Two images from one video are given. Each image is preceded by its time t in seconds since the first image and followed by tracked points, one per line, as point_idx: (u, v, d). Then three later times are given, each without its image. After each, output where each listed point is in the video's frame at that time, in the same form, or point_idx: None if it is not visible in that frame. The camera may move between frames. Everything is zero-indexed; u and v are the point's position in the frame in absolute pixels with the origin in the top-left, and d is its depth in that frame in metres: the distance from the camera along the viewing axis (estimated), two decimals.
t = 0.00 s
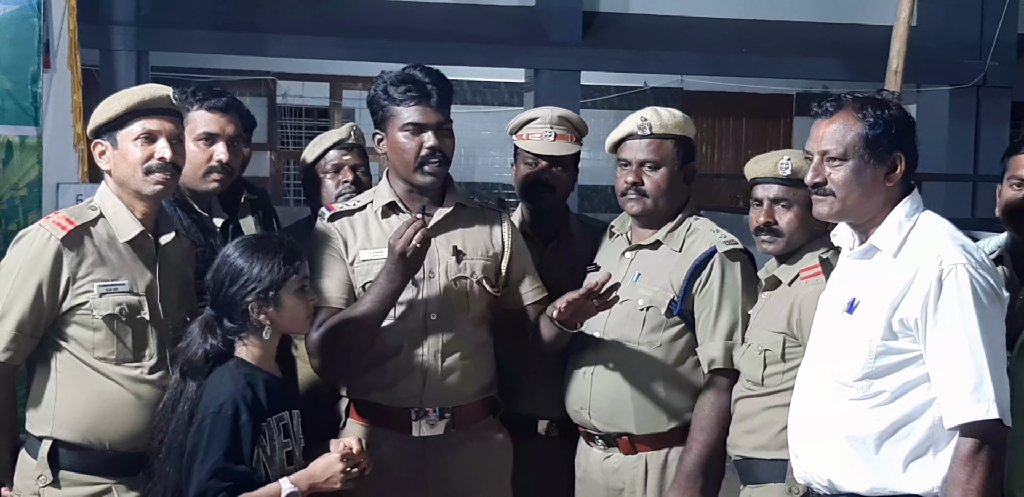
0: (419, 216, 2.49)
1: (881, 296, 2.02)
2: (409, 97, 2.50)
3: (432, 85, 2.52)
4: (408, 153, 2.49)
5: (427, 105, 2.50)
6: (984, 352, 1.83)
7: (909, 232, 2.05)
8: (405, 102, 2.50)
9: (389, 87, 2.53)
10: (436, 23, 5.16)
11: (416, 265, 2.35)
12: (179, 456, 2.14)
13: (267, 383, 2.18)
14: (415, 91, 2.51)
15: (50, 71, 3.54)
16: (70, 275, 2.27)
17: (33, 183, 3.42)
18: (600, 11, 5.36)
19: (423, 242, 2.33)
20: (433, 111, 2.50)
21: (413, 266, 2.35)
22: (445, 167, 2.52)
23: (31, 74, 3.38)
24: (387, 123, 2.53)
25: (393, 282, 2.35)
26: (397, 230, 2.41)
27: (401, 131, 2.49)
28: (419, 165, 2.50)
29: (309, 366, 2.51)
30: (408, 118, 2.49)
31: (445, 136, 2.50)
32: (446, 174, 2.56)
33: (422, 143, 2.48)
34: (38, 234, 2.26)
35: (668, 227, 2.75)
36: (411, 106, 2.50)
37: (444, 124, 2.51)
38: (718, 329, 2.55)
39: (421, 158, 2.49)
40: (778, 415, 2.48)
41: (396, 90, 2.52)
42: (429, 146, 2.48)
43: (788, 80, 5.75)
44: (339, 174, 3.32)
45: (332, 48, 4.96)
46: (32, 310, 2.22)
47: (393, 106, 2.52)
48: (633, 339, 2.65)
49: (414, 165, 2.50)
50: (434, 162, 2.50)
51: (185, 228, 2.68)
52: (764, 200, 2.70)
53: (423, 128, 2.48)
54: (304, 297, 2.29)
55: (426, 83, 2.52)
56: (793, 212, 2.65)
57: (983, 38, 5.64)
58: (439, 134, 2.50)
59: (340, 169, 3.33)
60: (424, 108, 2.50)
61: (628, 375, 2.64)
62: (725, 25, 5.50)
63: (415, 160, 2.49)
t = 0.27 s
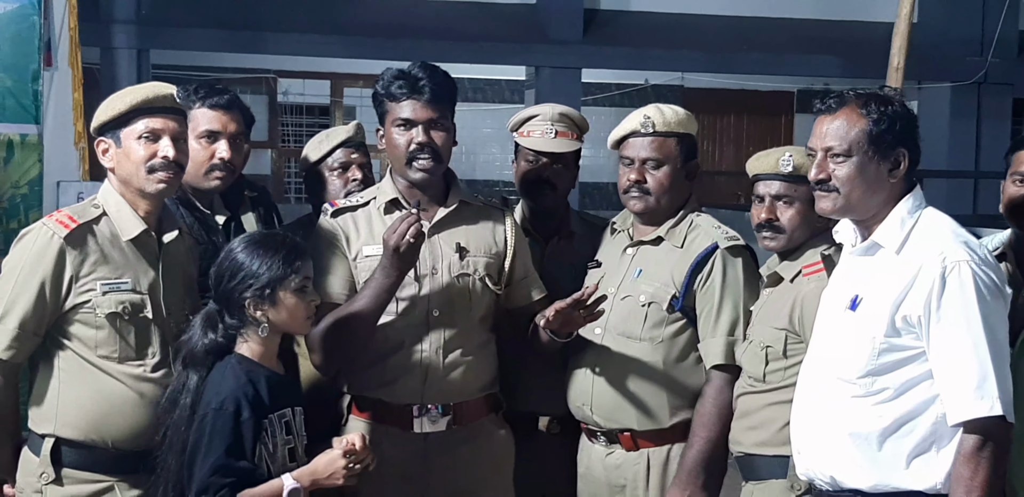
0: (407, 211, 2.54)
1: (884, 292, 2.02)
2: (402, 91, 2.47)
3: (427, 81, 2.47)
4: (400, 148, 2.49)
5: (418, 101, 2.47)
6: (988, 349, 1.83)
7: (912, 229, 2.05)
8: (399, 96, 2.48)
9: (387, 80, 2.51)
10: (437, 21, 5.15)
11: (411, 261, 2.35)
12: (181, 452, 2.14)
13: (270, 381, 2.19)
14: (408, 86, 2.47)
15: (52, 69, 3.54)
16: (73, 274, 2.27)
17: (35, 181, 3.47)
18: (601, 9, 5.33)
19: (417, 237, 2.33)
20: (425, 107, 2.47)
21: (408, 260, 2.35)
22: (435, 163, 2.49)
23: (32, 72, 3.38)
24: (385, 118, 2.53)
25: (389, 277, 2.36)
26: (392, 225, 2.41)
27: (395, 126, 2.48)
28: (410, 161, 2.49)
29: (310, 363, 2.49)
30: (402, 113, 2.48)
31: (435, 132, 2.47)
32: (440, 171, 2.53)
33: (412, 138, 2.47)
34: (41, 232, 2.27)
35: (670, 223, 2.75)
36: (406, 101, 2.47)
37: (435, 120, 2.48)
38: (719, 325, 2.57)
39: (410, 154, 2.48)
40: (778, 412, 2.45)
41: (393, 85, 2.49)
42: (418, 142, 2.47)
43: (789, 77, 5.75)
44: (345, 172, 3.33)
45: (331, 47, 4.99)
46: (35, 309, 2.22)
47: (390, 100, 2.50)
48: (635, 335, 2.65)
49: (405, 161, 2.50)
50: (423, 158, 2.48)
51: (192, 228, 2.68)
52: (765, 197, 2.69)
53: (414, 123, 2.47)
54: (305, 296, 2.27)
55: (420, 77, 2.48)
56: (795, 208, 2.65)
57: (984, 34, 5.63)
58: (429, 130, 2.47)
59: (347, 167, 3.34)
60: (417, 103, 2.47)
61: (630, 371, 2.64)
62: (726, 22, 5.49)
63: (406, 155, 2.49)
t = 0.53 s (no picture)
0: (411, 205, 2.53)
1: (889, 286, 2.02)
2: (405, 85, 2.47)
3: (430, 75, 2.46)
4: (402, 141, 2.48)
5: (422, 94, 2.46)
6: (992, 343, 1.82)
7: (917, 223, 2.05)
8: (402, 90, 2.48)
9: (391, 72, 2.50)
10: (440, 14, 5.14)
11: (414, 255, 2.36)
12: (185, 444, 2.14)
13: (273, 374, 2.19)
14: (412, 79, 2.46)
15: (56, 63, 3.56)
16: (76, 267, 2.27)
17: (37, 174, 3.45)
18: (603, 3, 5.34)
19: (420, 232, 2.35)
20: (428, 101, 2.46)
21: (411, 254, 2.36)
22: (436, 157, 2.49)
23: (34, 67, 3.37)
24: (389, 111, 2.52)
25: (392, 272, 2.36)
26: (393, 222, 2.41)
27: (398, 119, 2.48)
28: (411, 155, 2.48)
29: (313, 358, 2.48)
30: (405, 106, 2.47)
31: (437, 127, 2.47)
32: (443, 165, 2.53)
33: (414, 132, 2.46)
34: (44, 226, 2.27)
35: (672, 218, 2.75)
36: (409, 94, 2.47)
37: (438, 114, 2.47)
38: (722, 319, 2.56)
39: (412, 147, 2.47)
40: (783, 405, 2.46)
41: (396, 77, 2.49)
42: (420, 136, 2.46)
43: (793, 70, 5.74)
44: (349, 165, 3.33)
45: (333, 41, 4.95)
46: (38, 303, 2.22)
47: (394, 93, 2.49)
48: (637, 328, 2.65)
49: (406, 154, 2.49)
50: (426, 151, 2.47)
51: (194, 220, 2.67)
52: (769, 190, 2.69)
53: (416, 117, 2.46)
54: (306, 289, 2.26)
55: (424, 70, 2.47)
56: (799, 202, 2.64)
57: (988, 28, 5.63)
58: (431, 124, 2.46)
59: (350, 160, 3.34)
60: (420, 96, 2.46)
61: (632, 364, 2.64)
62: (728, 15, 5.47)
63: (408, 149, 2.48)
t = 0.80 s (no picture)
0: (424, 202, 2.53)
1: (900, 281, 2.01)
2: (419, 83, 2.46)
3: (443, 72, 2.46)
4: (415, 139, 2.48)
5: (435, 91, 2.46)
6: (1003, 338, 1.81)
7: (928, 218, 2.04)
8: (415, 87, 2.47)
9: (404, 70, 2.50)
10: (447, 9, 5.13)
11: (426, 253, 2.36)
12: (196, 440, 2.15)
13: (281, 369, 2.19)
14: (425, 77, 2.46)
15: (65, 60, 3.56)
16: (85, 264, 2.28)
17: (47, 171, 3.43)
18: None
19: (433, 230, 2.34)
20: (441, 98, 2.46)
21: (423, 252, 2.35)
22: (448, 154, 2.48)
23: (43, 64, 3.37)
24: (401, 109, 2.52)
25: (404, 268, 2.35)
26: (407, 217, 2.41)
27: (411, 117, 2.48)
28: (424, 153, 2.48)
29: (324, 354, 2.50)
30: (419, 104, 2.47)
31: (452, 125, 2.47)
32: (455, 162, 2.53)
33: (428, 130, 2.47)
34: (53, 223, 2.27)
35: (678, 214, 2.74)
36: (422, 91, 2.47)
37: (451, 112, 2.47)
38: (731, 315, 2.55)
39: (424, 145, 2.47)
40: (795, 401, 2.45)
41: (409, 74, 2.49)
42: (433, 134, 2.46)
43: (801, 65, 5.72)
44: (356, 161, 3.33)
45: (341, 37, 4.98)
46: (47, 300, 2.23)
47: (406, 90, 2.49)
48: (645, 324, 2.64)
49: (419, 152, 2.49)
50: (439, 150, 2.47)
51: (205, 218, 2.67)
52: (780, 185, 2.68)
53: (429, 115, 2.46)
54: (312, 284, 2.26)
55: (437, 68, 2.47)
56: (810, 197, 2.63)
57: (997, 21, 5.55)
58: (445, 122, 2.46)
59: (358, 156, 3.33)
60: (433, 94, 2.46)
61: (640, 361, 2.63)
62: (737, 10, 5.45)
63: (421, 147, 2.48)
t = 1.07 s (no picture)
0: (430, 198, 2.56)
1: (896, 277, 2.03)
2: (421, 85, 2.48)
3: (446, 75, 2.48)
4: (420, 141, 2.51)
5: (439, 94, 2.48)
6: (998, 334, 1.84)
7: (924, 215, 2.07)
8: (418, 89, 2.49)
9: (406, 73, 2.52)
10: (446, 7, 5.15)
11: (436, 244, 2.40)
12: (199, 436, 2.19)
13: (283, 364, 2.21)
14: (428, 80, 2.48)
15: (68, 59, 3.57)
16: (88, 262, 2.30)
17: (49, 170, 3.45)
18: None
19: (443, 221, 2.39)
20: (445, 100, 2.48)
21: (433, 242, 2.40)
22: (454, 155, 2.51)
23: (46, 63, 3.39)
24: (405, 110, 2.54)
25: (412, 259, 2.38)
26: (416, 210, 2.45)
27: (415, 119, 2.50)
28: (431, 156, 2.51)
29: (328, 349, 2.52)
30: (422, 106, 2.49)
31: (457, 126, 2.49)
32: (459, 163, 2.56)
33: (433, 132, 2.49)
34: (56, 221, 2.29)
35: (676, 211, 2.77)
36: (426, 94, 2.49)
37: (456, 114, 2.49)
38: (728, 311, 2.57)
39: (430, 148, 2.50)
40: (791, 396, 2.49)
41: (411, 77, 2.51)
42: (439, 135, 2.48)
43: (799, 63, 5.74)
44: (354, 159, 3.35)
45: (341, 36, 5.00)
46: (50, 298, 2.25)
47: (410, 93, 2.51)
48: (643, 321, 2.66)
49: (425, 155, 2.51)
50: (445, 153, 2.50)
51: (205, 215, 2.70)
52: (777, 182, 2.70)
53: (434, 116, 2.48)
54: (310, 280, 2.27)
55: (440, 70, 2.49)
56: (807, 194, 2.66)
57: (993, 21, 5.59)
58: (450, 123, 2.49)
59: (355, 154, 3.35)
60: (436, 97, 2.48)
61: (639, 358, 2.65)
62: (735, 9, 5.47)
63: (428, 149, 2.50)
